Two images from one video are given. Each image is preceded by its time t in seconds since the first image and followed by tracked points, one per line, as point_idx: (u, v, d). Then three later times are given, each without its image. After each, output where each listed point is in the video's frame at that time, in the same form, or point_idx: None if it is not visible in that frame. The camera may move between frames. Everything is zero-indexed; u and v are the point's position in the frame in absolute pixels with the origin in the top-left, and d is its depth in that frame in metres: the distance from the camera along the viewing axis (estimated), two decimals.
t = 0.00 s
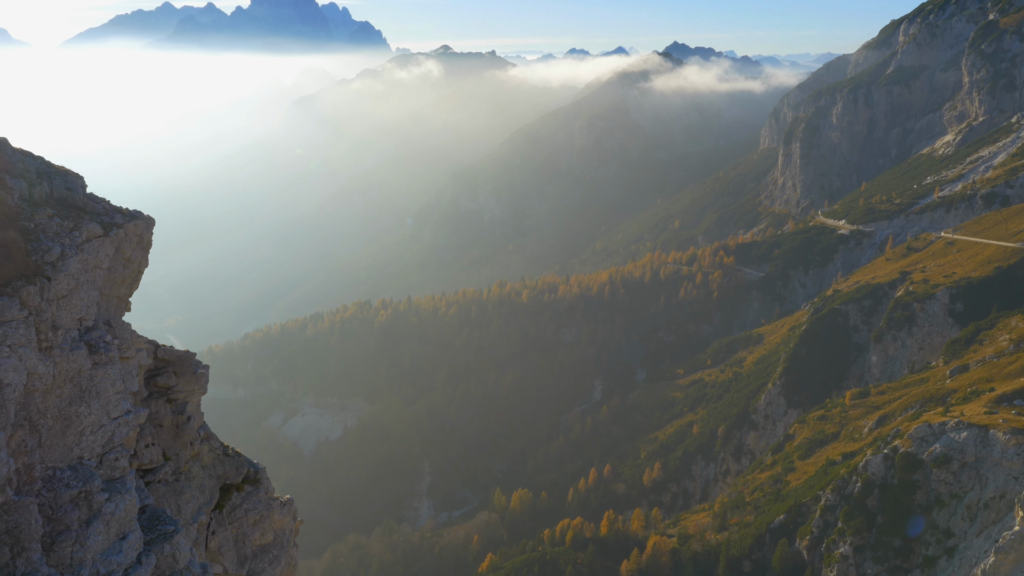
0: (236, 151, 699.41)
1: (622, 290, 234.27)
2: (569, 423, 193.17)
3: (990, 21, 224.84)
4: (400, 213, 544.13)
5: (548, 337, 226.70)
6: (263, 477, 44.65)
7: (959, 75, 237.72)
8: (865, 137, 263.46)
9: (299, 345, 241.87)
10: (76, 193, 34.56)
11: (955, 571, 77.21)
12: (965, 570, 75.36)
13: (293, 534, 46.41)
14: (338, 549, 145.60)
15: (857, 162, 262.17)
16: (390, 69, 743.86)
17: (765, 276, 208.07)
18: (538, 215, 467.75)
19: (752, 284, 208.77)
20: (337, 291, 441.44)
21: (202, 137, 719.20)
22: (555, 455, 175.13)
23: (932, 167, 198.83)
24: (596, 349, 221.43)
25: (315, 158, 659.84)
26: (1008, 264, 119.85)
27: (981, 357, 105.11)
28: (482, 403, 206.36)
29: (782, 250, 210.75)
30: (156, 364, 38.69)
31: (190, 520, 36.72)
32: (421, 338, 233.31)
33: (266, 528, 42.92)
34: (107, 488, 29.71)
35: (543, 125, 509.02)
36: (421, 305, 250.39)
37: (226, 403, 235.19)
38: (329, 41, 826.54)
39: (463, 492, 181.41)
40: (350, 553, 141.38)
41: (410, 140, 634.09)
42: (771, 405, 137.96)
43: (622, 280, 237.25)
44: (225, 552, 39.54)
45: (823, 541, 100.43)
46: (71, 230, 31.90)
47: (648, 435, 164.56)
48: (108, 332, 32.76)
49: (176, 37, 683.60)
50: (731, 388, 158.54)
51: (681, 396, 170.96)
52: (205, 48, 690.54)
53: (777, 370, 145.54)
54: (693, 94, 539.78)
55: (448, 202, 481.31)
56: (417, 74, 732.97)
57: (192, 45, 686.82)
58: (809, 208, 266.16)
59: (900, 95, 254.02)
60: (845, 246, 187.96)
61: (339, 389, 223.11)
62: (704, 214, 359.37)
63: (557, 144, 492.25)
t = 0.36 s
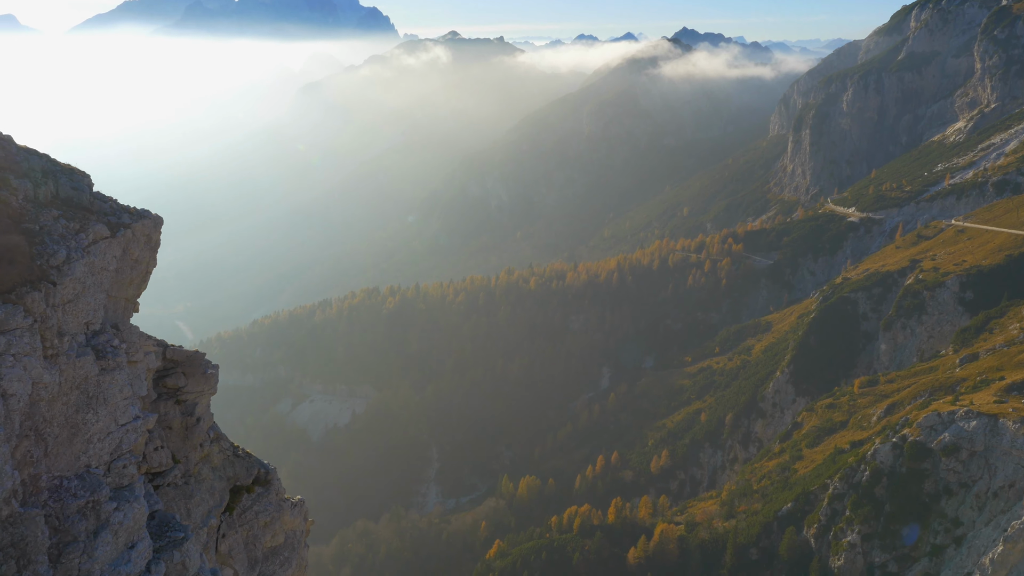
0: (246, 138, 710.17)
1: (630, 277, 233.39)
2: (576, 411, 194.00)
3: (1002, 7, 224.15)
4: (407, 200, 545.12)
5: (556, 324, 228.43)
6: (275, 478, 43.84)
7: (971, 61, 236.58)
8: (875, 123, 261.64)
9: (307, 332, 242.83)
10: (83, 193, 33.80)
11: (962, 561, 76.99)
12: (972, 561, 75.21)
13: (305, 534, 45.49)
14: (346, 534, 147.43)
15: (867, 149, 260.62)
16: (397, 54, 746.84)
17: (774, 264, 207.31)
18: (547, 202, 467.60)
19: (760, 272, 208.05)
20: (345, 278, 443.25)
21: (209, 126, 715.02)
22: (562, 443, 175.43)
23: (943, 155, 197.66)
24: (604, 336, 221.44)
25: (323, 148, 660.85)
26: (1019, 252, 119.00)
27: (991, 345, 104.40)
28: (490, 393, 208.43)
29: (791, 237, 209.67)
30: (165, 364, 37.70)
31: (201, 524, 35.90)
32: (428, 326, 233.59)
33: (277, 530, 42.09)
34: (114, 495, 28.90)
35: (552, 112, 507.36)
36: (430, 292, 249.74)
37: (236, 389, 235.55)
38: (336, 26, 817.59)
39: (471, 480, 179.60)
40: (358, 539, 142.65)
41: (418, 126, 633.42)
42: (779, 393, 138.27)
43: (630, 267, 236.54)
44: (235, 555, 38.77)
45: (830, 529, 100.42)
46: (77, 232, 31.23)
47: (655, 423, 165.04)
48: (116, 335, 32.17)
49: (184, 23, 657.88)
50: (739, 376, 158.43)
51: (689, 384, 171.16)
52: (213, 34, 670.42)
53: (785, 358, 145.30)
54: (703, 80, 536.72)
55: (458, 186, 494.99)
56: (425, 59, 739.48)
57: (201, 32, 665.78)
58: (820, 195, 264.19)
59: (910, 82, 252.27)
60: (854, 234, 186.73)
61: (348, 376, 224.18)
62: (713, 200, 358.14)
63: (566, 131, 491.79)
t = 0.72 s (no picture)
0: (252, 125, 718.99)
1: (637, 265, 232.74)
2: (583, 398, 194.70)
3: None
4: (414, 187, 547.38)
5: (562, 311, 227.58)
6: (283, 479, 43.63)
7: (982, 47, 235.57)
8: (885, 110, 260.10)
9: (316, 317, 244.57)
10: (88, 193, 33.49)
11: (969, 549, 77.31)
12: (980, 549, 75.54)
13: (313, 534, 45.24)
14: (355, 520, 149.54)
15: (877, 136, 259.11)
16: (405, 41, 749.63)
17: (782, 251, 206.91)
18: (554, 189, 466.82)
19: (768, 259, 207.69)
20: (352, 265, 446.48)
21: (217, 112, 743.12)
22: (569, 430, 176.56)
23: (954, 142, 196.30)
24: (611, 323, 221.26)
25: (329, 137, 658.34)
26: None
27: (1001, 333, 103.41)
28: (497, 378, 207.45)
29: (800, 225, 208.84)
30: (172, 365, 37.53)
31: (210, 527, 35.17)
32: (434, 313, 233.44)
33: (287, 532, 41.88)
34: (121, 506, 27.99)
35: (559, 98, 507.27)
36: (437, 278, 250.72)
37: (244, 374, 237.84)
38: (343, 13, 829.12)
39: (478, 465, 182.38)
40: (366, 524, 144.72)
41: (425, 112, 633.96)
42: (787, 380, 137.43)
43: (638, 254, 235.27)
44: (244, 557, 38.14)
45: (837, 517, 100.12)
46: (82, 235, 30.67)
47: (663, 410, 165.70)
48: (122, 339, 31.43)
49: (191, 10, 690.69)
50: (746, 363, 158.20)
51: (696, 371, 171.31)
52: (219, 19, 701.32)
53: (793, 345, 145.02)
54: (711, 66, 534.31)
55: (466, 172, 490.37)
56: (432, 45, 740.50)
57: (206, 19, 693.17)
58: (828, 181, 260.84)
59: (921, 68, 251.37)
60: (863, 222, 185.94)
61: (354, 361, 225.00)
62: (721, 186, 357.22)
63: (573, 117, 487.87)
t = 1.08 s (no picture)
0: (260, 112, 727.41)
1: (645, 252, 232.85)
2: (590, 386, 195.50)
3: None
4: (420, 175, 548.24)
5: (570, 298, 228.15)
6: (294, 480, 42.40)
7: (995, 33, 233.04)
8: (896, 96, 258.50)
9: (323, 303, 246.14)
10: (93, 192, 32.47)
11: (977, 538, 77.75)
12: (988, 538, 76.17)
13: (326, 538, 43.55)
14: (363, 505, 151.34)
15: (887, 122, 257.90)
16: (413, 27, 752.86)
17: (791, 239, 206.48)
18: (562, 176, 466.30)
19: (777, 247, 207.38)
20: (359, 253, 450.17)
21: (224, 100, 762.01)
22: (576, 417, 178.03)
23: (965, 129, 194.59)
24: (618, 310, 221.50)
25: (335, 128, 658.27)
26: None
27: (1012, 322, 102.36)
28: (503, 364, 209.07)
29: (809, 212, 208.31)
30: (181, 366, 36.79)
31: (219, 531, 34.16)
32: (441, 300, 234.91)
33: (297, 534, 40.32)
34: (128, 514, 27.06)
35: (567, 84, 506.89)
36: (444, 265, 252.01)
37: (253, 360, 239.44)
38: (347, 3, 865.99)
39: (485, 451, 184.24)
40: (374, 510, 146.39)
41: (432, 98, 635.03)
42: (795, 367, 136.93)
43: (646, 242, 234.70)
44: (255, 562, 36.88)
45: (845, 505, 99.56)
46: (87, 237, 29.64)
47: (669, 397, 166.55)
48: (129, 343, 30.42)
49: None
50: (754, 351, 158.15)
51: (704, 358, 171.27)
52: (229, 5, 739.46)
53: (801, 333, 144.75)
54: (721, 52, 530.50)
55: (471, 159, 487.74)
56: (440, 31, 738.71)
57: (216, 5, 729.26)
58: (838, 169, 260.66)
59: (934, 54, 249.11)
60: (873, 210, 185.44)
61: (362, 348, 226.59)
62: (730, 174, 356.03)
63: (582, 103, 487.90)
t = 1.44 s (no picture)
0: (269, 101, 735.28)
1: (653, 239, 233.18)
2: (598, 372, 195.65)
3: None
4: (427, 163, 550.68)
5: (578, 286, 228.34)
6: (304, 481, 39.23)
7: (1008, 19, 230.51)
8: (907, 83, 256.98)
9: (331, 289, 246.59)
10: (99, 193, 29.48)
11: (985, 527, 77.14)
12: (996, 527, 75.56)
13: (335, 538, 40.69)
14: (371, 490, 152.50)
15: (898, 109, 256.65)
16: (422, 12, 754.29)
17: (800, 227, 206.24)
18: (571, 162, 466.17)
19: (786, 234, 207.15)
20: (365, 240, 459.97)
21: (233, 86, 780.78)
22: (583, 404, 179.32)
23: (978, 116, 192.50)
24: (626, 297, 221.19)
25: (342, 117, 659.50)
26: None
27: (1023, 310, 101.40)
28: (511, 351, 209.80)
29: (818, 199, 207.95)
30: (190, 367, 33.42)
31: (227, 538, 31.32)
32: (449, 285, 235.55)
33: (307, 536, 37.52)
34: (136, 525, 24.55)
35: (576, 69, 507.76)
36: (452, 251, 252.35)
37: (261, 345, 240.14)
38: None
39: (492, 437, 184.69)
40: (381, 495, 147.27)
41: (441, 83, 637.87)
42: (803, 355, 137.07)
43: (654, 228, 235.42)
44: (264, 565, 34.20)
45: (852, 493, 99.21)
46: (92, 239, 26.75)
47: (678, 384, 167.12)
48: (136, 348, 27.65)
49: None
50: (762, 339, 158.06)
51: (712, 346, 171.34)
52: None
53: (810, 321, 144.57)
54: (731, 38, 527.58)
55: (480, 146, 488.34)
56: (448, 16, 736.54)
57: None
58: (847, 156, 260.53)
59: (946, 40, 247.39)
60: (883, 197, 184.57)
61: (370, 334, 226.94)
62: (738, 161, 354.95)
63: (590, 89, 488.99)
